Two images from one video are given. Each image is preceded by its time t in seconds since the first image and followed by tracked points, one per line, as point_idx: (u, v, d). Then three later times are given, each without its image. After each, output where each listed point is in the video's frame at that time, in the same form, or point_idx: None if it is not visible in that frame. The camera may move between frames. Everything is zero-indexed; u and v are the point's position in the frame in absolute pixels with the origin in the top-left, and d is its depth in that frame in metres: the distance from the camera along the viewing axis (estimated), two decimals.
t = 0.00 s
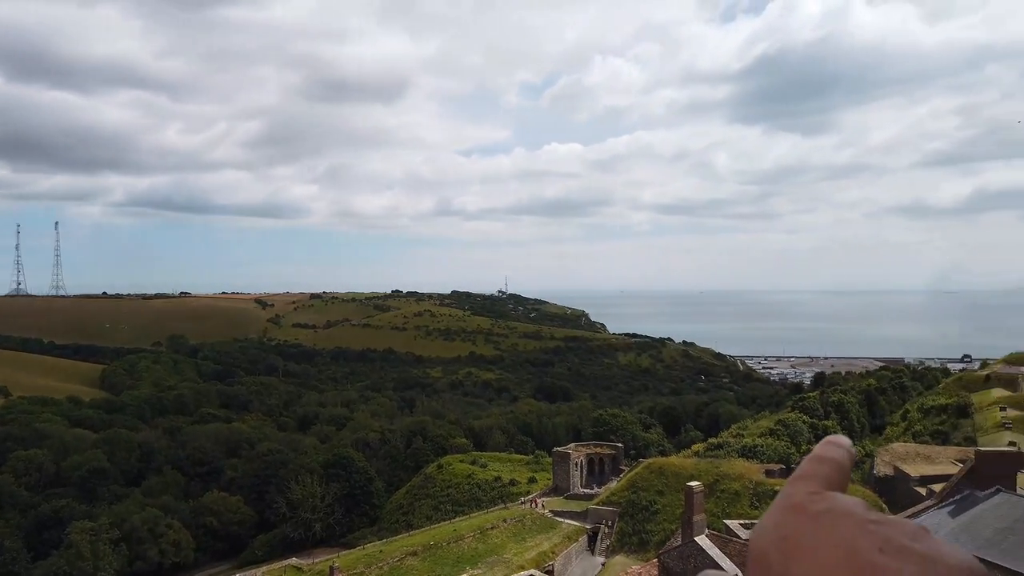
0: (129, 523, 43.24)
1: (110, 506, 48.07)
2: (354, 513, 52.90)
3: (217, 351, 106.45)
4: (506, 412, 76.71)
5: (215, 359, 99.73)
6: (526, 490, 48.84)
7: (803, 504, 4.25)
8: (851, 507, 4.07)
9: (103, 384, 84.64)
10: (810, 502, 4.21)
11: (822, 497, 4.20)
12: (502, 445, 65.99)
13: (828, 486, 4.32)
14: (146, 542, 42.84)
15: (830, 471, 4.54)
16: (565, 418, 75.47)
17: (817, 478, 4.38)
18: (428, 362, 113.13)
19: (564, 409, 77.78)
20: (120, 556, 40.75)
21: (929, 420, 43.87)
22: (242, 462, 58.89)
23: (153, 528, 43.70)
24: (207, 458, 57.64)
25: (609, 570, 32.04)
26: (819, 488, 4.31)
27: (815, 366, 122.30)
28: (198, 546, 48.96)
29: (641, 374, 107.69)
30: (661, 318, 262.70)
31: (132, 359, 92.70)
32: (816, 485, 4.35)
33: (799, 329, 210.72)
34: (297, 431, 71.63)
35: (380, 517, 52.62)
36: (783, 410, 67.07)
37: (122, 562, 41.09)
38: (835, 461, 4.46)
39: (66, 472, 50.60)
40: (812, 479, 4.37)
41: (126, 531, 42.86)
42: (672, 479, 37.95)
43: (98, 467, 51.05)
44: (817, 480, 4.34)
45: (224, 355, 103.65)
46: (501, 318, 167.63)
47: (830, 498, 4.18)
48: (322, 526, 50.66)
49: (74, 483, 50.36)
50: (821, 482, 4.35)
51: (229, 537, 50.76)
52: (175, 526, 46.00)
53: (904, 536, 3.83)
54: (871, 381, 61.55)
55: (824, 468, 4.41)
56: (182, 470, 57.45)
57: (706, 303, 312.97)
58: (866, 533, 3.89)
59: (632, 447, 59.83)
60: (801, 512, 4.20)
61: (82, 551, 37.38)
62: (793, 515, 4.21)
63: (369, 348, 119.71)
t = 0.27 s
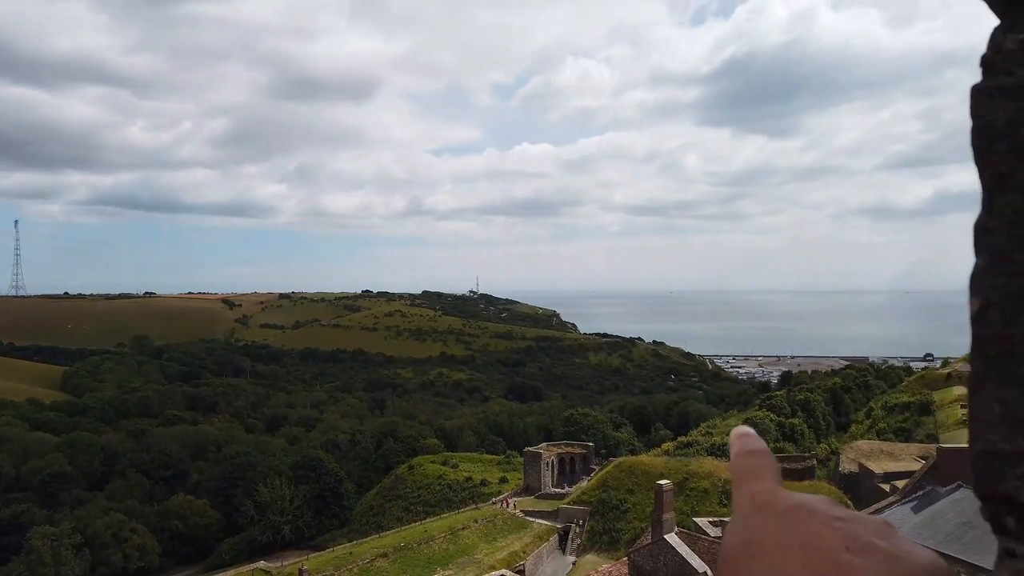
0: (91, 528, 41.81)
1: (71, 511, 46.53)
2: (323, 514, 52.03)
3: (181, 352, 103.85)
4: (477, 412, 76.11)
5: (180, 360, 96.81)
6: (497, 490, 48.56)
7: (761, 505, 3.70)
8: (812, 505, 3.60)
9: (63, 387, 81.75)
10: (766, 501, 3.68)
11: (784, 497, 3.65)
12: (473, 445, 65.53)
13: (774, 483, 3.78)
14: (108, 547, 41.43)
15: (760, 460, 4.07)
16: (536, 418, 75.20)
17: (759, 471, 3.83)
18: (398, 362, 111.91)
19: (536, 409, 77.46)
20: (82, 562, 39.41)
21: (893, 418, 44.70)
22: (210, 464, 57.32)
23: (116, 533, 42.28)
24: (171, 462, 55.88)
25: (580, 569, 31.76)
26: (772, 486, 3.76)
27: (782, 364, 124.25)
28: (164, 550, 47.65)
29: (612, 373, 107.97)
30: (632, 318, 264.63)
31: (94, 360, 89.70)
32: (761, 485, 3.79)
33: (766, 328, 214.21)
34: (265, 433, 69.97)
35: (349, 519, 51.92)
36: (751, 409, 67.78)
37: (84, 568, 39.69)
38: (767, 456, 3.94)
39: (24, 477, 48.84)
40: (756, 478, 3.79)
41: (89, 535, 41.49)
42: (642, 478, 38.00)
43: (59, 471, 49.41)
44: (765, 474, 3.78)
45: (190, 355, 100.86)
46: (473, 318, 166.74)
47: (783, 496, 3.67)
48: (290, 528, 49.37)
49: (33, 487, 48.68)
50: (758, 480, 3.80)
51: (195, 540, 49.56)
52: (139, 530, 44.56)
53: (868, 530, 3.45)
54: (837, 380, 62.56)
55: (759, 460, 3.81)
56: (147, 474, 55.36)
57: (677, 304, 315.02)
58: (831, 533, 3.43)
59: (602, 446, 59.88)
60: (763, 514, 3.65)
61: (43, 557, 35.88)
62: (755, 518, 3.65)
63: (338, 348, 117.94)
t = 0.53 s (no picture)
0: (56, 532, 40.53)
1: (34, 515, 45.10)
2: (296, 516, 51.09)
3: (148, 352, 101.37)
4: (451, 412, 75.69)
5: (148, 361, 94.29)
6: (471, 490, 48.29)
7: (726, 483, 3.79)
8: (776, 483, 3.65)
9: (26, 389, 79.14)
10: (729, 478, 3.79)
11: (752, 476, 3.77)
12: (447, 446, 65.11)
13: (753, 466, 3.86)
14: (75, 552, 40.23)
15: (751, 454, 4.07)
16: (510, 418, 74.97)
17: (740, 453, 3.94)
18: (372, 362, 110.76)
19: (510, 409, 77.24)
20: (46, 567, 38.19)
21: (861, 415, 45.51)
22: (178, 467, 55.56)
23: (83, 537, 41.10)
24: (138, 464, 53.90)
25: (553, 569, 31.58)
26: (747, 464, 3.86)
27: (753, 364, 126.04)
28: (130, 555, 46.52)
29: (586, 373, 108.22)
30: (605, 317, 266.13)
31: (58, 361, 86.99)
32: (738, 468, 3.87)
33: (736, 327, 217.06)
34: (235, 436, 68.43)
35: (323, 521, 51.19)
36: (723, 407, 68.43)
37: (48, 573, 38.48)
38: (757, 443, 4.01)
39: None
40: (729, 459, 3.90)
41: (53, 540, 40.20)
42: (616, 477, 38.04)
43: (22, 474, 47.95)
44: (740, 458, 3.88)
45: (158, 356, 98.40)
46: (447, 318, 165.83)
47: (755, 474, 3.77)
48: (262, 531, 48.07)
49: None
50: (740, 460, 3.90)
51: (164, 543, 48.44)
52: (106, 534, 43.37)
53: (824, 506, 3.49)
54: (806, 379, 63.48)
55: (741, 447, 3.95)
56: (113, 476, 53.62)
57: (651, 304, 315.04)
58: (790, 506, 3.50)
59: (576, 446, 59.96)
60: (723, 489, 3.75)
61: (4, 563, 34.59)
62: (717, 491, 3.76)
63: (311, 349, 116.31)
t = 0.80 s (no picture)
0: (28, 535, 39.05)
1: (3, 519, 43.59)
2: (274, 518, 50.07)
3: (122, 352, 98.99)
4: (431, 412, 74.93)
5: (123, 361, 91.86)
6: (452, 490, 47.72)
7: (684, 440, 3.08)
8: (734, 430, 3.08)
9: None
10: (684, 426, 3.13)
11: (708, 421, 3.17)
12: (427, 446, 64.36)
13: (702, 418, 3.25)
14: (48, 555, 38.81)
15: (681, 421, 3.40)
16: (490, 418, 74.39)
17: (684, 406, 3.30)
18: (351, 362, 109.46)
19: (490, 409, 76.62)
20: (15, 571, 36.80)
21: (837, 414, 45.78)
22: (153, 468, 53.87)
23: (56, 540, 39.66)
24: (114, 466, 52.19)
25: (533, 569, 31.10)
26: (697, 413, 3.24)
27: (732, 364, 126.97)
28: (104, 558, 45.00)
29: (566, 373, 108.10)
30: (586, 317, 266.93)
31: (30, 360, 84.28)
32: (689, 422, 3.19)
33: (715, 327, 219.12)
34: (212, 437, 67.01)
35: (301, 523, 50.33)
36: (703, 406, 68.54)
37: None
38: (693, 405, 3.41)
39: None
40: (675, 416, 3.21)
41: (25, 543, 38.73)
42: (596, 476, 37.79)
43: None
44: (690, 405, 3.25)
45: (133, 356, 95.89)
46: (427, 318, 164.74)
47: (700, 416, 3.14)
48: (239, 533, 47.56)
49: None
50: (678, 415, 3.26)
51: (139, 547, 46.81)
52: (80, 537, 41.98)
53: (786, 448, 2.99)
54: (784, 377, 63.84)
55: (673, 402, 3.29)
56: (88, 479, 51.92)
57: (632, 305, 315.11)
58: (752, 447, 2.96)
59: (556, 445, 59.59)
60: (683, 437, 3.07)
61: None
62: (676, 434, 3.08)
63: (289, 349, 114.65)
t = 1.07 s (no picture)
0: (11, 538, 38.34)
1: None
2: (260, 519, 49.94)
3: (104, 352, 97.55)
4: (419, 412, 74.70)
5: (107, 362, 90.46)
6: (439, 490, 47.66)
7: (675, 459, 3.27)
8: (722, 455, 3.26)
9: None
10: (673, 450, 3.32)
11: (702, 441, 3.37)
12: (414, 447, 64.14)
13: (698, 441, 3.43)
14: (31, 558, 38.15)
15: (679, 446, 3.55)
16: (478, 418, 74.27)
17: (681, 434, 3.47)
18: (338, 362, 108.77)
19: (478, 409, 76.50)
20: None
21: (822, 413, 46.19)
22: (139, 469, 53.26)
23: (39, 542, 38.99)
24: (98, 468, 51.39)
25: (520, 569, 31.07)
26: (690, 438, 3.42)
27: (717, 363, 127.79)
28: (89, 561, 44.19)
29: (553, 373, 108.15)
30: (573, 317, 267.02)
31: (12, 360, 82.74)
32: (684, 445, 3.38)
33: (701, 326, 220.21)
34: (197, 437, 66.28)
35: (288, 524, 50.09)
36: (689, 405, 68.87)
37: None
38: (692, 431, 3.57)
39: None
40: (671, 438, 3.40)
41: (8, 546, 38.02)
42: (584, 476, 37.82)
43: None
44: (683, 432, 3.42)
45: (116, 357, 94.45)
46: (414, 318, 164.14)
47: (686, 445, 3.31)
48: (225, 534, 47.27)
49: None
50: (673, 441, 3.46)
51: (124, 550, 46.20)
52: (64, 539, 41.34)
53: (773, 472, 3.16)
54: (770, 377, 64.35)
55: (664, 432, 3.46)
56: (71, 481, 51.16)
57: (618, 305, 315.60)
58: (738, 473, 3.13)
59: (544, 445, 59.60)
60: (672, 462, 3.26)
61: None
62: (665, 458, 3.25)
63: (275, 349, 113.69)
